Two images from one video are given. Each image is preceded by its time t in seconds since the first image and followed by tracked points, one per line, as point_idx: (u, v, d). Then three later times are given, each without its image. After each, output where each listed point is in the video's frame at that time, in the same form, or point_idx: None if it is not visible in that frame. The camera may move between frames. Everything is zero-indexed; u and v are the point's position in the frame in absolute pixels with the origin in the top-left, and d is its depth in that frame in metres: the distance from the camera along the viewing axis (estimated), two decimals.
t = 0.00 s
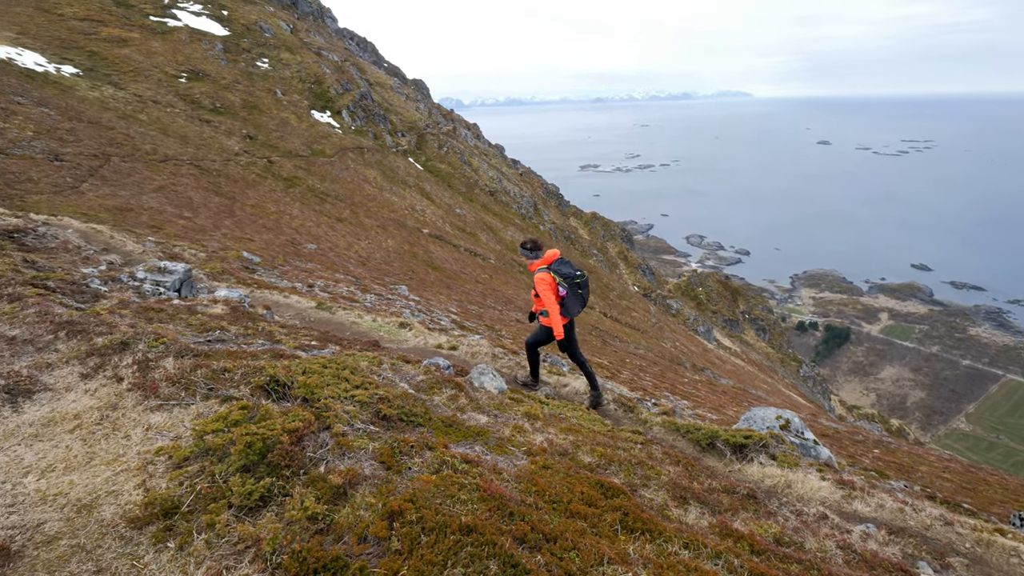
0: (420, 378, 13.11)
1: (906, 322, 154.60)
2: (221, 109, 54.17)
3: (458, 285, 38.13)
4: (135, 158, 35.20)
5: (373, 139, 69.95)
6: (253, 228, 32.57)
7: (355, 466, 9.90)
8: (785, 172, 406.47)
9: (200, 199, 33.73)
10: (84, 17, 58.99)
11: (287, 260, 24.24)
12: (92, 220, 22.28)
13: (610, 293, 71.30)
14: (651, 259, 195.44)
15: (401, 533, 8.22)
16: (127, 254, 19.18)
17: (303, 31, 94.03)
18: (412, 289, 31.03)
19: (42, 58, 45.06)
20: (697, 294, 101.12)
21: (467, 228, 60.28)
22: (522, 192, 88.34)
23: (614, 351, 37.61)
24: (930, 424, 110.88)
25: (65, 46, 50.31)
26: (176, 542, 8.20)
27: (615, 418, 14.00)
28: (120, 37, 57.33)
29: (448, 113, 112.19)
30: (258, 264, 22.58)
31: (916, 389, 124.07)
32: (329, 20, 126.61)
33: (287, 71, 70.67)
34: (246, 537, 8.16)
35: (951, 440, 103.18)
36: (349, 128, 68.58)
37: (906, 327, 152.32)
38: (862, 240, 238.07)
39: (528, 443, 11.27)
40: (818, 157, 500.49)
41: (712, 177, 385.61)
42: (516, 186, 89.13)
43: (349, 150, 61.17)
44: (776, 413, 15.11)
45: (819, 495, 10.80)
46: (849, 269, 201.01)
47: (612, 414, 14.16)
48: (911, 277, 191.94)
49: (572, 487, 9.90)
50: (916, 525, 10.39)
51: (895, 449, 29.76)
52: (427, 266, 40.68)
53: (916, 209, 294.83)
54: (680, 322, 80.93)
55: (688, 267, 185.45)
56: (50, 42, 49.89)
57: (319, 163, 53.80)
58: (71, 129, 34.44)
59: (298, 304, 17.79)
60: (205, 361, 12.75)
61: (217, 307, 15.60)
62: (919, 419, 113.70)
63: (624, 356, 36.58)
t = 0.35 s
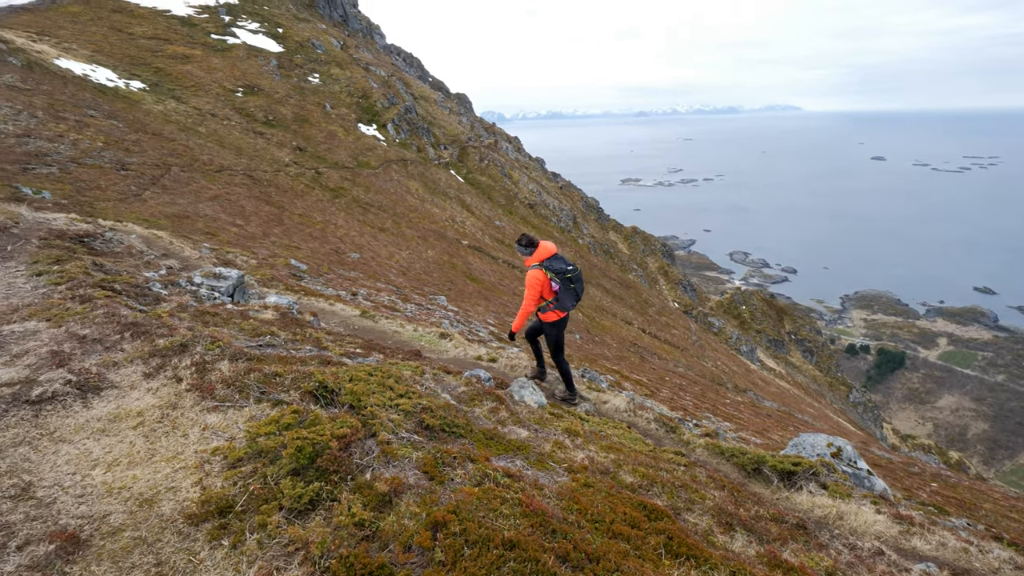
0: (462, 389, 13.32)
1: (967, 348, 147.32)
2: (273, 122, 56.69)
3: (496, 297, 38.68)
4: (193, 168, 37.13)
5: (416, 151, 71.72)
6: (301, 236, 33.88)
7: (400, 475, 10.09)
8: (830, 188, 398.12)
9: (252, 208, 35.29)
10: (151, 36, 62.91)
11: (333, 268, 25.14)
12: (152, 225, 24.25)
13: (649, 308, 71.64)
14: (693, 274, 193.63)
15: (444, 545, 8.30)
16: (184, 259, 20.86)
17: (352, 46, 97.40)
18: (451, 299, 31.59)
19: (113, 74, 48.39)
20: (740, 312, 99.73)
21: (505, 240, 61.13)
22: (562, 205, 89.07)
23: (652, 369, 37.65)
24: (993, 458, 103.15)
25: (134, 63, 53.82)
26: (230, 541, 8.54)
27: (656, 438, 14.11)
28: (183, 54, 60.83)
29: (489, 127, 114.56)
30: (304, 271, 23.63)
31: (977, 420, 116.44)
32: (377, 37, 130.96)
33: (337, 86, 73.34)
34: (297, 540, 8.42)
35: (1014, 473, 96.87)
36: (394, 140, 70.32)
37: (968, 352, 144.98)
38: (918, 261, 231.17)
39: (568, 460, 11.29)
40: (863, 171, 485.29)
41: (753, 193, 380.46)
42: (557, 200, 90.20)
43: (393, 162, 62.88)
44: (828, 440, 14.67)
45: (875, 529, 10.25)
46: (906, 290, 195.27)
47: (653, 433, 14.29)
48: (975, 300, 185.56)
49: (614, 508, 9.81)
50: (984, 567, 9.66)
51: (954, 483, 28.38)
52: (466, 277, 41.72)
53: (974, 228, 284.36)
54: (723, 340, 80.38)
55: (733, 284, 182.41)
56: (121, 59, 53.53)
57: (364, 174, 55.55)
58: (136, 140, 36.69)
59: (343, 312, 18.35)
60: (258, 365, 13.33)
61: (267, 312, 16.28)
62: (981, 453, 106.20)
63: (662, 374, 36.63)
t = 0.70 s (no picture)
0: (504, 407, 13.54)
1: None
2: (323, 138, 58.90)
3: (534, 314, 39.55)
4: (247, 182, 38.89)
5: (458, 167, 73.08)
6: (345, 249, 35.05)
7: (444, 491, 10.21)
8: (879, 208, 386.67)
9: (300, 220, 36.67)
10: (214, 57, 66.50)
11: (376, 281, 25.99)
12: (209, 236, 25.80)
13: (690, 329, 71.08)
14: (737, 295, 190.47)
15: (488, 566, 8.33)
16: (237, 269, 21.99)
17: (400, 66, 99.25)
18: (490, 314, 32.45)
19: (178, 93, 51.57)
20: (787, 335, 98.11)
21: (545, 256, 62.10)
22: (603, 223, 89.33)
23: (694, 393, 37.43)
24: None
25: (197, 83, 57.29)
26: (280, 549, 8.80)
27: (700, 464, 14.39)
28: (241, 74, 64.03)
29: (532, 144, 116.03)
30: (350, 283, 24.55)
31: None
32: (425, 57, 134.47)
33: (384, 104, 75.47)
34: (344, 552, 8.60)
35: None
36: (437, 157, 71.81)
37: None
38: (978, 286, 222.03)
39: (611, 485, 11.32)
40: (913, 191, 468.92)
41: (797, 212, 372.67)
42: (599, 218, 90.63)
43: (435, 177, 64.12)
44: (885, 476, 14.08)
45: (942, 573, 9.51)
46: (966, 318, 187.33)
47: (696, 459, 14.57)
48: None
49: (660, 536, 9.65)
50: None
51: None
52: (505, 293, 42.68)
53: None
54: (767, 365, 79.22)
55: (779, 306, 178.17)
56: (185, 79, 57.09)
57: (408, 190, 56.85)
58: (196, 155, 38.80)
59: (386, 325, 18.91)
60: (307, 375, 13.79)
61: (316, 323, 16.97)
62: None
63: (704, 398, 36.49)
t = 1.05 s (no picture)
0: (545, 429, 13.86)
1: None
2: (369, 156, 61.04)
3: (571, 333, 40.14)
4: (297, 198, 40.58)
5: (499, 185, 73.94)
6: (388, 263, 36.23)
7: (486, 511, 10.29)
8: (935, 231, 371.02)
9: (345, 235, 37.95)
10: (270, 80, 70.09)
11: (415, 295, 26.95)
12: (259, 249, 27.17)
13: (733, 352, 69.71)
14: (784, 319, 185.04)
15: None
16: (286, 281, 22.97)
17: (444, 86, 100.48)
18: (528, 332, 33.04)
19: (236, 113, 54.68)
20: (838, 363, 95.98)
21: (583, 275, 62.56)
22: (644, 242, 88.80)
23: (738, 420, 36.80)
24: None
25: (254, 104, 60.60)
26: (327, 561, 9.05)
27: (747, 495, 14.45)
28: (294, 95, 67.20)
29: (572, 162, 116.75)
30: (390, 297, 25.50)
31: None
32: (468, 78, 137.59)
33: (428, 123, 76.95)
34: (389, 568, 8.73)
35: None
36: (477, 174, 72.78)
37: None
38: None
39: (655, 513, 11.32)
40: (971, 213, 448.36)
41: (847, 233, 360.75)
42: (640, 237, 90.17)
43: (476, 195, 65.06)
44: (953, 519, 13.47)
45: None
46: None
47: (743, 490, 14.63)
48: None
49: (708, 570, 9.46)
50: None
51: None
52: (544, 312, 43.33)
53: None
54: (816, 393, 77.36)
55: (829, 331, 172.27)
56: (243, 100, 60.58)
57: (448, 207, 57.87)
58: (251, 172, 40.76)
59: (426, 339, 19.58)
60: (353, 389, 14.17)
61: (359, 336, 17.60)
62: None
63: (749, 426, 36.01)
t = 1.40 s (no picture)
0: (580, 449, 13.93)
1: None
2: (406, 172, 62.55)
3: (605, 350, 40.24)
4: (335, 212, 41.83)
5: (533, 202, 73.97)
6: (423, 277, 37.07)
7: (521, 530, 10.26)
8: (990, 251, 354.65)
9: (381, 249, 38.86)
10: (313, 98, 72.83)
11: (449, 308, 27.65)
12: (299, 261, 28.13)
13: (772, 375, 67.89)
14: (828, 341, 178.70)
15: None
16: (325, 294, 23.72)
17: (480, 103, 101.29)
18: (560, 348, 33.21)
19: (280, 130, 57.03)
20: (886, 389, 93.47)
21: (617, 291, 62.31)
22: (680, 259, 87.60)
23: (778, 446, 35.79)
24: None
25: (297, 121, 63.11)
26: (363, 573, 9.16)
27: (790, 525, 14.09)
28: (336, 113, 69.61)
29: (607, 178, 116.53)
30: (424, 311, 26.23)
31: None
32: (505, 95, 139.40)
33: (464, 139, 77.86)
34: None
35: None
36: (512, 190, 73.19)
37: None
38: None
39: (693, 540, 11.13)
40: None
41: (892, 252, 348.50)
42: (675, 253, 89.04)
43: (510, 211, 65.57)
44: (1017, 562, 12.81)
45: None
46: None
47: (786, 520, 14.26)
48: None
49: None
50: None
51: None
52: (576, 328, 43.45)
53: None
54: (862, 419, 75.41)
55: (875, 354, 165.75)
56: (287, 118, 63.21)
57: (483, 223, 58.65)
58: (293, 187, 42.17)
59: (459, 354, 20.09)
60: (389, 402, 14.42)
61: (395, 349, 18.08)
62: None
63: (789, 452, 35.10)
